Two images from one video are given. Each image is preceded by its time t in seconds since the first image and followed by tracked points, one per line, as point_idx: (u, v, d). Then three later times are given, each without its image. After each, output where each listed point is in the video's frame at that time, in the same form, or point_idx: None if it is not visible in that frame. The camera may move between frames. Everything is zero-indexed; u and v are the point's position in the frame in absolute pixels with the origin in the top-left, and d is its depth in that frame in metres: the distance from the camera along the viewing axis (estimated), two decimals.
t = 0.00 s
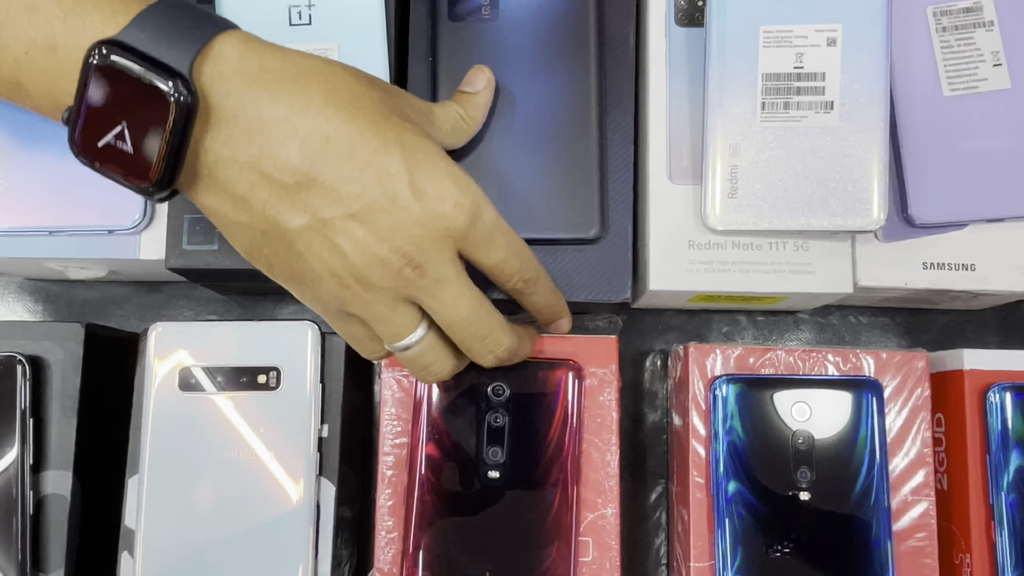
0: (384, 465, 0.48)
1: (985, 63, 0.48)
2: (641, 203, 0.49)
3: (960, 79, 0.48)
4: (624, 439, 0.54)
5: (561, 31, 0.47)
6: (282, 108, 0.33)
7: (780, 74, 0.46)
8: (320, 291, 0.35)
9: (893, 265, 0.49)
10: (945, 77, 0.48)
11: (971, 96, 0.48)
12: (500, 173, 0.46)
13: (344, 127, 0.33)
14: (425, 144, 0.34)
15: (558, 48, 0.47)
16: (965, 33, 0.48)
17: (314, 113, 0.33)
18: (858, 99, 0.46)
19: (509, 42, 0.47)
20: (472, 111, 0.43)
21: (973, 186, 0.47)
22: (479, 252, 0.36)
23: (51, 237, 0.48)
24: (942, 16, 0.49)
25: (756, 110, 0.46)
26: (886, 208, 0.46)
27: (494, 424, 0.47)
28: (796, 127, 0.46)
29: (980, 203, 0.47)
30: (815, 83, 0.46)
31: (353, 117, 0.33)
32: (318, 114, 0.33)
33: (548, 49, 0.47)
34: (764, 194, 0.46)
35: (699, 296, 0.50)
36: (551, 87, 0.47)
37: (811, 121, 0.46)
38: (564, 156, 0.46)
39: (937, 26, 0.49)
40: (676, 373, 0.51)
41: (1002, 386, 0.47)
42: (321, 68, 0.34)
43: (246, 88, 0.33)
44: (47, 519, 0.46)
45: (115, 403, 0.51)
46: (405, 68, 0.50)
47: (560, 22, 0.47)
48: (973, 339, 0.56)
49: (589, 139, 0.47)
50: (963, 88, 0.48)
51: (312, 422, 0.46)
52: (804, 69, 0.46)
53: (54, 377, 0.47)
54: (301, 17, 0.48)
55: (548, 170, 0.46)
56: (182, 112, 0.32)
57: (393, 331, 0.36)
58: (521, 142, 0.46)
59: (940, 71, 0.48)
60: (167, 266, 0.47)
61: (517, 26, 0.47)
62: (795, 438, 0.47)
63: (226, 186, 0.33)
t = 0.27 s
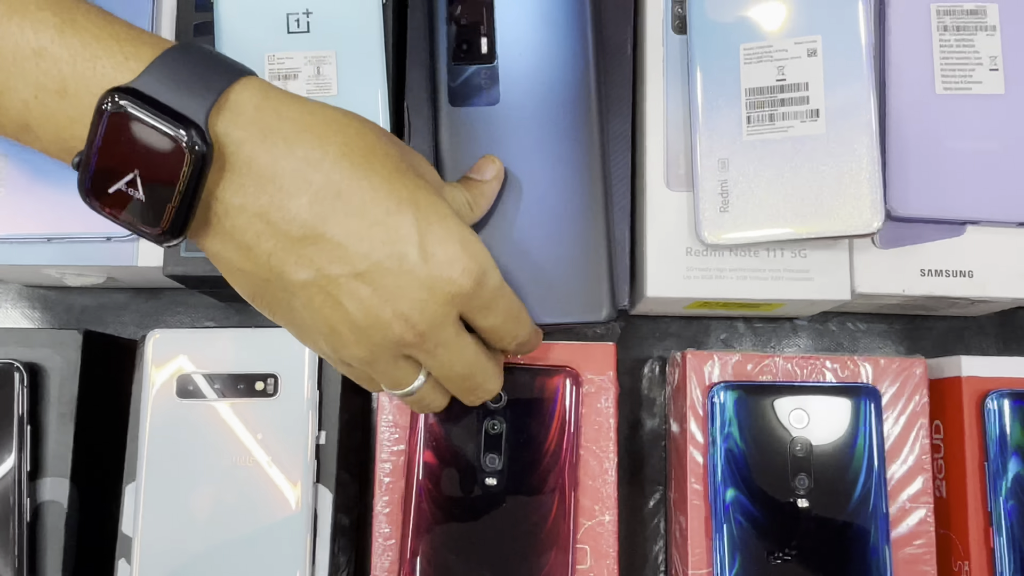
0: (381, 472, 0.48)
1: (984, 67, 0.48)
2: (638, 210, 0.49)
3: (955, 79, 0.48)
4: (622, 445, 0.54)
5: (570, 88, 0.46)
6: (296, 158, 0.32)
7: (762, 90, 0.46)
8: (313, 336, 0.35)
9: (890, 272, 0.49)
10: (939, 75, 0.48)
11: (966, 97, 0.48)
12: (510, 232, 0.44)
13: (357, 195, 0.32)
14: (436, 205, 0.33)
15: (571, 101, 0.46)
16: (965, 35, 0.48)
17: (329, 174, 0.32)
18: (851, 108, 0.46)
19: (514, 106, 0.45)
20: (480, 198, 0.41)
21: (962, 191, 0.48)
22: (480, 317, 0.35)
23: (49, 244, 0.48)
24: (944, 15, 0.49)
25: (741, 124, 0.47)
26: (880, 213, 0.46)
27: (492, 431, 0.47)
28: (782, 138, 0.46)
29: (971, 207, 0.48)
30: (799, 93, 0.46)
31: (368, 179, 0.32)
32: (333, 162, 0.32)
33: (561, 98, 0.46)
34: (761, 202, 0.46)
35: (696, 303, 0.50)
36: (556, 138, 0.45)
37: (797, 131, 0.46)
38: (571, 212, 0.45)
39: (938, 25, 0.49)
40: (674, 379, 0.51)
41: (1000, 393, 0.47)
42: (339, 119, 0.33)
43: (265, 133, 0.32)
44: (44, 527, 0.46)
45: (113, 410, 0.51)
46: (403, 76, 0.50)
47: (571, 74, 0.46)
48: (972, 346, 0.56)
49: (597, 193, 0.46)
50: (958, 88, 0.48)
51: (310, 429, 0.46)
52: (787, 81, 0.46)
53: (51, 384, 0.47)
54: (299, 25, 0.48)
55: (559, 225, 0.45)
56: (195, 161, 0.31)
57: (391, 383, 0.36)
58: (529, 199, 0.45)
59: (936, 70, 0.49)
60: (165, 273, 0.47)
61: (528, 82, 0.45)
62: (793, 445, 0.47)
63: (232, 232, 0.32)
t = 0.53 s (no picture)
0: (384, 475, 0.48)
1: (989, 70, 0.48)
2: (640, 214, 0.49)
3: (959, 82, 0.48)
4: (625, 449, 0.54)
5: (547, 129, 0.44)
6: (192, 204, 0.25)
7: (763, 100, 0.47)
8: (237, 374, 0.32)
9: (893, 274, 0.48)
10: (943, 77, 0.48)
11: (968, 100, 0.48)
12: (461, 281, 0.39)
13: (300, 236, 0.26)
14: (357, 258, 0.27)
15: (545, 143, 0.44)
16: (968, 37, 0.48)
17: (246, 218, 0.25)
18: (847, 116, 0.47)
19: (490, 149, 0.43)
20: (462, 231, 0.34)
21: (963, 194, 0.48)
22: (406, 398, 0.29)
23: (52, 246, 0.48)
24: (947, 18, 0.49)
25: (743, 136, 0.47)
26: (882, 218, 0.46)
27: (494, 434, 0.47)
28: (784, 148, 0.46)
29: (973, 209, 0.48)
30: (799, 104, 0.47)
31: (314, 218, 0.26)
32: (229, 202, 0.25)
33: (540, 148, 0.44)
34: (765, 206, 0.46)
35: (699, 306, 0.49)
36: (541, 190, 0.42)
37: (798, 141, 0.46)
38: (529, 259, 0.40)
39: (941, 28, 0.49)
40: (677, 382, 0.52)
41: (1004, 396, 0.46)
42: (262, 156, 0.26)
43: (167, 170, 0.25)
44: (47, 530, 0.46)
45: (115, 413, 0.51)
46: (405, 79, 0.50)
47: (548, 120, 0.44)
48: (975, 349, 0.56)
49: (563, 235, 0.42)
50: (961, 91, 0.48)
51: (312, 431, 0.46)
52: (787, 92, 0.47)
53: (54, 386, 0.47)
54: (302, 28, 0.48)
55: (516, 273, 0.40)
56: (71, 218, 0.25)
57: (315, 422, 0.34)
58: (507, 250, 0.40)
59: (939, 72, 0.49)
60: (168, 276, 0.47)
61: (503, 122, 0.44)
62: (797, 448, 0.47)
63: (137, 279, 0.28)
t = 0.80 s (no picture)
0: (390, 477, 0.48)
1: (995, 73, 0.48)
2: (645, 216, 0.50)
3: (965, 85, 0.48)
4: (629, 452, 0.54)
5: (546, 272, 0.34)
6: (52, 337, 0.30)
7: (770, 104, 0.47)
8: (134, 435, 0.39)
9: (900, 277, 0.48)
10: (948, 80, 0.49)
11: (973, 102, 0.48)
12: (393, 399, 0.32)
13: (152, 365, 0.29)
14: (139, 440, 0.31)
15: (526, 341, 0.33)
16: (974, 40, 0.49)
17: (71, 336, 0.29)
18: (847, 122, 0.47)
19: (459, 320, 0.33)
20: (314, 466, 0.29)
21: (968, 196, 0.48)
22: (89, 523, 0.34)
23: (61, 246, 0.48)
24: (953, 22, 0.49)
25: (754, 137, 0.47)
26: (887, 219, 0.47)
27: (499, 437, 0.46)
28: (793, 152, 0.47)
29: (979, 209, 0.48)
30: (804, 108, 0.47)
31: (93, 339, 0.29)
32: (60, 345, 0.29)
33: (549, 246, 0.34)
34: (772, 209, 0.47)
35: (705, 308, 0.49)
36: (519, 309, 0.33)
37: (806, 144, 0.47)
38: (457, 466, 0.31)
39: (948, 31, 0.49)
40: (682, 386, 0.52)
41: (1010, 400, 0.46)
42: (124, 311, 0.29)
43: (0, 261, 0.30)
44: (53, 529, 0.46)
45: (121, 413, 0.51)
46: (412, 82, 0.50)
47: (553, 277, 0.34)
48: (981, 352, 0.56)
49: (504, 414, 0.32)
50: (967, 94, 0.48)
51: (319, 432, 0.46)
52: (791, 97, 0.47)
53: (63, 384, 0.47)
54: (309, 31, 0.48)
55: (444, 406, 0.32)
56: None
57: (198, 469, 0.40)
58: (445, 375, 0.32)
59: (945, 75, 0.49)
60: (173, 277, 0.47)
61: (486, 297, 0.34)
62: (803, 451, 0.47)
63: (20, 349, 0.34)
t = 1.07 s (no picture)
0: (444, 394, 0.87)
1: (780, 170, 0.88)
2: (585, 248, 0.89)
3: (765, 174, 0.88)
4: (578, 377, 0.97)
5: (538, 299, 0.64)
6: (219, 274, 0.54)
7: (657, 185, 0.87)
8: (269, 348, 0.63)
9: (728, 281, 0.87)
10: (756, 172, 0.89)
11: (767, 185, 0.88)
12: (441, 371, 0.65)
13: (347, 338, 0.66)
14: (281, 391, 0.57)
15: (506, 354, 0.64)
16: (767, 150, 0.89)
17: (246, 330, 0.55)
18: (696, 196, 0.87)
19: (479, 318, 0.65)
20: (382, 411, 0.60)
21: (767, 237, 0.86)
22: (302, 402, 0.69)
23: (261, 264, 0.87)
24: (758, 139, 0.90)
25: (646, 203, 0.86)
26: (720, 247, 0.85)
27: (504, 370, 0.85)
28: (668, 212, 0.86)
29: (772, 246, 0.86)
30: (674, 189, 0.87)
31: (257, 334, 0.55)
32: (222, 266, 0.53)
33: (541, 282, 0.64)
34: (659, 242, 0.85)
35: (620, 298, 0.89)
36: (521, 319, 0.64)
37: (676, 207, 0.86)
38: (456, 405, 0.64)
39: (755, 144, 0.90)
40: (610, 343, 0.92)
41: (788, 349, 0.87)
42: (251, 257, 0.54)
43: (148, 161, 0.52)
44: (257, 420, 0.84)
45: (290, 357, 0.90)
46: (455, 173, 0.92)
47: (542, 301, 0.64)
48: (774, 323, 0.99)
49: (497, 384, 0.64)
50: (766, 178, 0.88)
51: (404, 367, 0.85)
52: (668, 181, 0.87)
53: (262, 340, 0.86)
54: (400, 145, 0.88)
55: (467, 375, 0.64)
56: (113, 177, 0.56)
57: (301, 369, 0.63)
58: (481, 351, 0.64)
59: (755, 168, 0.89)
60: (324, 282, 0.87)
61: (491, 323, 0.65)
62: (674, 378, 0.86)
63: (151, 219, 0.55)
